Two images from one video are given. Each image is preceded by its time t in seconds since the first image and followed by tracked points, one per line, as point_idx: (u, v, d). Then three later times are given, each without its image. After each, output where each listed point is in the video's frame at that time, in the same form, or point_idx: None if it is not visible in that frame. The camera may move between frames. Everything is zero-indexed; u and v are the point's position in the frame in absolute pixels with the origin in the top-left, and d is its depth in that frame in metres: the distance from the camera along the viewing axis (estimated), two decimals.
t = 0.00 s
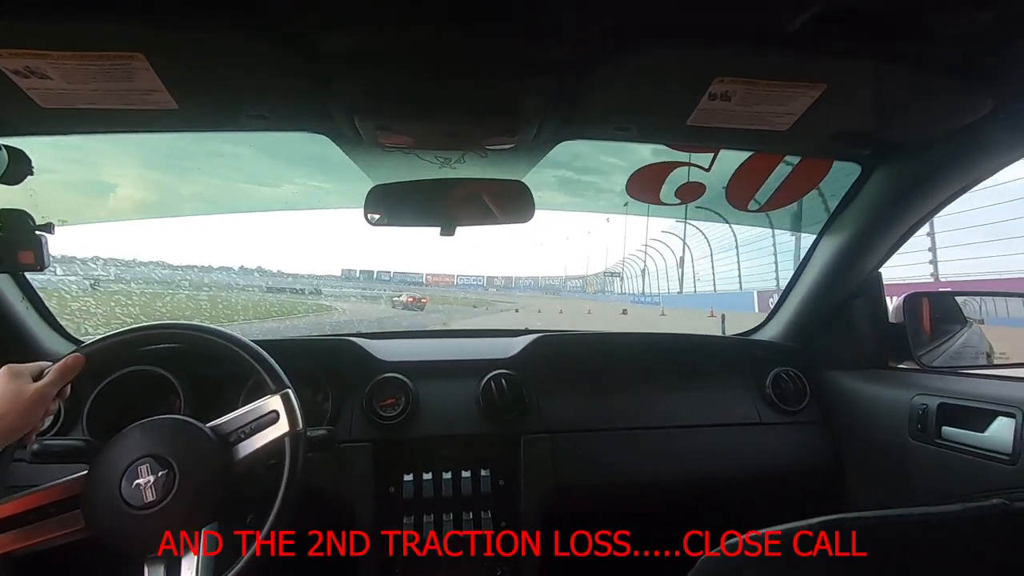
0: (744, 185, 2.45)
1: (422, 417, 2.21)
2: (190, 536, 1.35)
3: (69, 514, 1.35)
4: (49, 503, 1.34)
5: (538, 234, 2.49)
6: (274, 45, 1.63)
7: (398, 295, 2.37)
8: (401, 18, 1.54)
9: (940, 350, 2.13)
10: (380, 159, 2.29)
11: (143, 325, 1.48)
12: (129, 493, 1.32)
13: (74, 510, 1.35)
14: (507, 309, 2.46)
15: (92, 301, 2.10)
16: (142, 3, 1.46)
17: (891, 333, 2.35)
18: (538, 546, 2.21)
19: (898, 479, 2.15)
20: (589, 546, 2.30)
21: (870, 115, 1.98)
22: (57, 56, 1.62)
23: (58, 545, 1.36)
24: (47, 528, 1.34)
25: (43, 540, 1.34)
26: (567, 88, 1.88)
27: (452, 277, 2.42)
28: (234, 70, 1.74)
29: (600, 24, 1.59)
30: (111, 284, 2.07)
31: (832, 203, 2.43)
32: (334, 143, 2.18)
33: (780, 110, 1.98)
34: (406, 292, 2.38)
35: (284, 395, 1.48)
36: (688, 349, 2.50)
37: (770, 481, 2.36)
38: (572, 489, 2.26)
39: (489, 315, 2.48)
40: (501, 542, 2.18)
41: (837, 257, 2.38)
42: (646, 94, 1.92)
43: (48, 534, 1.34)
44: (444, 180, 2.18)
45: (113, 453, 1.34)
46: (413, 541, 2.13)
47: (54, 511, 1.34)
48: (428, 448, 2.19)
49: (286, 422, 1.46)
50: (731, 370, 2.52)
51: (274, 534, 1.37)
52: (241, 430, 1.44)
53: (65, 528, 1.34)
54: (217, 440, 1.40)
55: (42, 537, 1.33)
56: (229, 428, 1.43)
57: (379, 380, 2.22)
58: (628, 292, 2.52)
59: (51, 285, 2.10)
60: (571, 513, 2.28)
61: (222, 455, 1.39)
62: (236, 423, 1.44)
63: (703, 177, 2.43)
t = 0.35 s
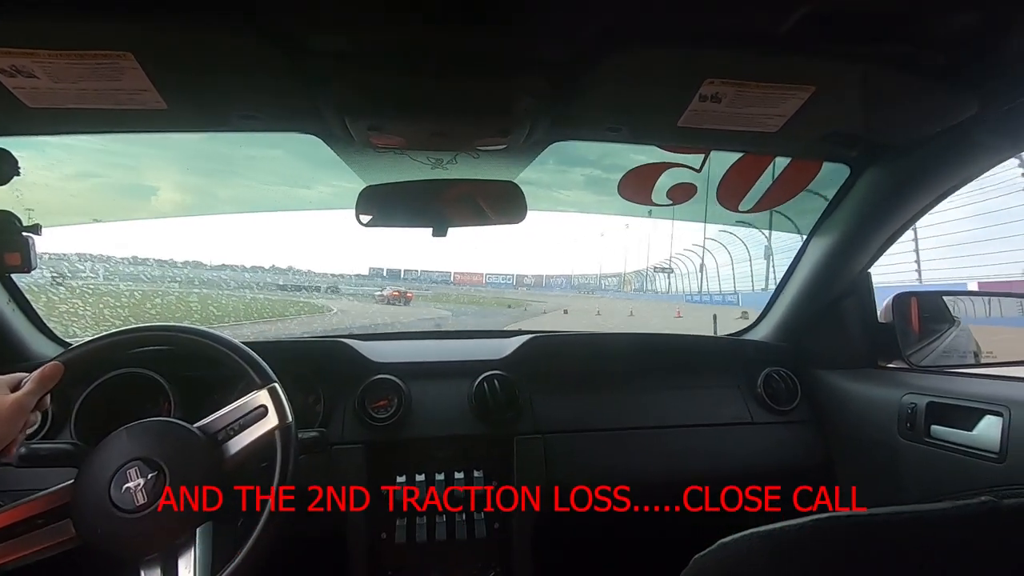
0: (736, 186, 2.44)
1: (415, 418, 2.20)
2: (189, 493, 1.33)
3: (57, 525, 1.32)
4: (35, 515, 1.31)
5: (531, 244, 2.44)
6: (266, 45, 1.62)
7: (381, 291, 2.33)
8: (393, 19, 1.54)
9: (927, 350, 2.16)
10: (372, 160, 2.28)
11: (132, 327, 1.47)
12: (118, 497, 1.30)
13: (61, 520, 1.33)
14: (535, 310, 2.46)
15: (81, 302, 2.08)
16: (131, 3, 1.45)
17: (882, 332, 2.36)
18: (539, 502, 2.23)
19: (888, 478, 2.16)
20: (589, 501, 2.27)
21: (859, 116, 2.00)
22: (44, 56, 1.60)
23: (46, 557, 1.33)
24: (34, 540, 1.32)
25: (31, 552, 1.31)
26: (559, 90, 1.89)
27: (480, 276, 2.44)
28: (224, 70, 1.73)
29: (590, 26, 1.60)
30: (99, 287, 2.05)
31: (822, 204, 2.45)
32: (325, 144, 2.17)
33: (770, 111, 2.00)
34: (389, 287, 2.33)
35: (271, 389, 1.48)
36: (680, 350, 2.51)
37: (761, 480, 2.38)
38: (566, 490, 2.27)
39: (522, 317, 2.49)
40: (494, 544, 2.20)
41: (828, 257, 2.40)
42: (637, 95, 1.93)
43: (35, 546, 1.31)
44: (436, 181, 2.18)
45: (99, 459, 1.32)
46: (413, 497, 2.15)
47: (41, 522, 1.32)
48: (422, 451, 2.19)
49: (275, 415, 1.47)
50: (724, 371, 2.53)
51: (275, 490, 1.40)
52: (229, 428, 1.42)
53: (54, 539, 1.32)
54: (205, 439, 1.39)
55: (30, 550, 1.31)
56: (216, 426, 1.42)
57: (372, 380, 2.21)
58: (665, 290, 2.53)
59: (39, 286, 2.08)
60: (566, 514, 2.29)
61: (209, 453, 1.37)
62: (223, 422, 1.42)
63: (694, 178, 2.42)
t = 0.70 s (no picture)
0: (725, 190, 2.49)
1: (401, 416, 2.21)
2: (188, 449, 1.34)
3: (38, 532, 1.28)
4: (13, 523, 1.26)
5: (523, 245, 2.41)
6: (260, 37, 1.60)
7: (367, 286, 2.29)
8: (390, 15, 1.53)
9: (909, 358, 2.20)
10: (363, 156, 2.26)
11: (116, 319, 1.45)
12: (100, 492, 1.27)
13: (45, 524, 1.28)
14: (580, 310, 2.48)
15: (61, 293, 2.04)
16: None
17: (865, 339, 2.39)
18: (538, 456, 2.28)
19: (867, 483, 2.20)
20: (589, 456, 2.31)
21: (846, 125, 2.03)
22: (30, 40, 1.57)
23: (25, 567, 1.28)
24: (13, 550, 1.26)
25: (13, 562, 1.26)
26: (553, 91, 1.89)
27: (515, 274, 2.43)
28: (216, 61, 1.71)
29: (587, 28, 1.60)
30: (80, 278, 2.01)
31: (810, 211, 2.48)
32: (316, 138, 2.15)
33: (761, 118, 2.02)
34: (374, 279, 2.29)
35: (246, 369, 1.48)
36: (666, 353, 2.53)
37: (742, 484, 2.41)
38: (549, 490, 2.29)
39: (569, 318, 2.50)
40: (477, 543, 2.23)
41: (814, 264, 2.42)
42: (631, 99, 1.94)
43: (13, 557, 1.26)
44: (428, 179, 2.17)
45: (74, 456, 1.29)
46: (413, 454, 2.18)
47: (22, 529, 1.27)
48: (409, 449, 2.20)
49: (253, 393, 1.47)
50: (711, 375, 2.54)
51: (274, 448, 1.45)
52: (206, 412, 1.41)
53: (37, 546, 1.27)
54: (184, 426, 1.37)
55: (10, 560, 1.26)
56: (193, 413, 1.40)
57: (359, 377, 2.21)
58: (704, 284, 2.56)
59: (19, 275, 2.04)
60: (550, 514, 2.30)
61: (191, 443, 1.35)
62: (200, 407, 1.41)
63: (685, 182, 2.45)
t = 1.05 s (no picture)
0: (716, 192, 2.49)
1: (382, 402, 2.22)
2: (190, 404, 1.41)
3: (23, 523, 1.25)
4: None
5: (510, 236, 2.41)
6: (252, 12, 1.58)
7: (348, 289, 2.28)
8: None
9: (884, 365, 2.22)
10: (354, 140, 2.24)
11: (101, 295, 1.44)
12: (75, 467, 1.25)
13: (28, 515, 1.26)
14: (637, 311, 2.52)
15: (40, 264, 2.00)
16: None
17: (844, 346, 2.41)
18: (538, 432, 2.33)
19: (838, 486, 2.24)
20: (588, 410, 2.39)
21: (833, 133, 2.05)
22: (15, 3, 1.53)
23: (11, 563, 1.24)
24: None
25: None
26: (547, 83, 1.88)
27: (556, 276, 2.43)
28: (207, 35, 1.67)
29: (583, 22, 1.60)
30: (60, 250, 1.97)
31: (797, 216, 2.49)
32: (307, 119, 2.12)
33: (753, 122, 2.03)
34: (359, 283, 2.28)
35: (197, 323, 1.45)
36: (649, 350, 2.54)
37: (716, 483, 2.45)
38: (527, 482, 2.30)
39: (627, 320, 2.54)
40: (453, 531, 2.23)
41: (798, 269, 2.41)
42: (624, 95, 1.94)
43: None
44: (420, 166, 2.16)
45: (44, 435, 1.27)
46: (413, 407, 2.22)
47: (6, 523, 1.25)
48: (388, 436, 2.21)
49: (208, 342, 1.44)
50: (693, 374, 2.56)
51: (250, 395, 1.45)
52: (166, 372, 1.39)
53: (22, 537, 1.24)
54: (147, 392, 1.35)
55: None
56: (152, 376, 1.38)
57: (340, 363, 2.23)
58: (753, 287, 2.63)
59: None
60: (527, 506, 2.32)
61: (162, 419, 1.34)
62: (160, 368, 1.39)
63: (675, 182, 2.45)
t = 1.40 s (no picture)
0: (691, 194, 2.55)
1: (365, 414, 2.19)
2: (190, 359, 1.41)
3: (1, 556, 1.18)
4: None
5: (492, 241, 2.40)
6: (221, 23, 1.56)
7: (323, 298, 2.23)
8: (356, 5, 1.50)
9: (861, 359, 2.27)
10: (329, 148, 2.22)
11: (86, 311, 1.42)
12: (49, 493, 1.21)
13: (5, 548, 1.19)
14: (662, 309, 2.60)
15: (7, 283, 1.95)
16: None
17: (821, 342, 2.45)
18: (524, 436, 2.33)
19: (819, 480, 2.27)
20: (589, 364, 2.46)
21: (802, 134, 2.09)
22: None
23: None
24: None
25: None
26: (522, 90, 1.89)
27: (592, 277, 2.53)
28: (176, 46, 1.65)
29: (555, 28, 1.60)
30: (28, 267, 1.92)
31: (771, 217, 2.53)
32: (280, 128, 2.09)
33: (725, 124, 2.06)
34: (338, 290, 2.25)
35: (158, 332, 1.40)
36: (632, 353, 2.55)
37: (700, 481, 2.47)
38: (513, 489, 2.29)
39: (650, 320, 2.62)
40: (441, 540, 2.22)
41: (774, 267, 2.44)
42: (599, 100, 1.95)
43: None
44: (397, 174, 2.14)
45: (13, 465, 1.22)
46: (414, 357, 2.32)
47: None
48: (372, 448, 2.18)
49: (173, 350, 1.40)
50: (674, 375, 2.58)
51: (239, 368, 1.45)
52: (134, 386, 1.36)
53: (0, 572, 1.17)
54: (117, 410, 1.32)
55: None
56: (118, 393, 1.34)
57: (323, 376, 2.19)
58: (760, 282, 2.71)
59: None
60: (513, 512, 2.31)
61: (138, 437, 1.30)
62: (125, 383, 1.35)
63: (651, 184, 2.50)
